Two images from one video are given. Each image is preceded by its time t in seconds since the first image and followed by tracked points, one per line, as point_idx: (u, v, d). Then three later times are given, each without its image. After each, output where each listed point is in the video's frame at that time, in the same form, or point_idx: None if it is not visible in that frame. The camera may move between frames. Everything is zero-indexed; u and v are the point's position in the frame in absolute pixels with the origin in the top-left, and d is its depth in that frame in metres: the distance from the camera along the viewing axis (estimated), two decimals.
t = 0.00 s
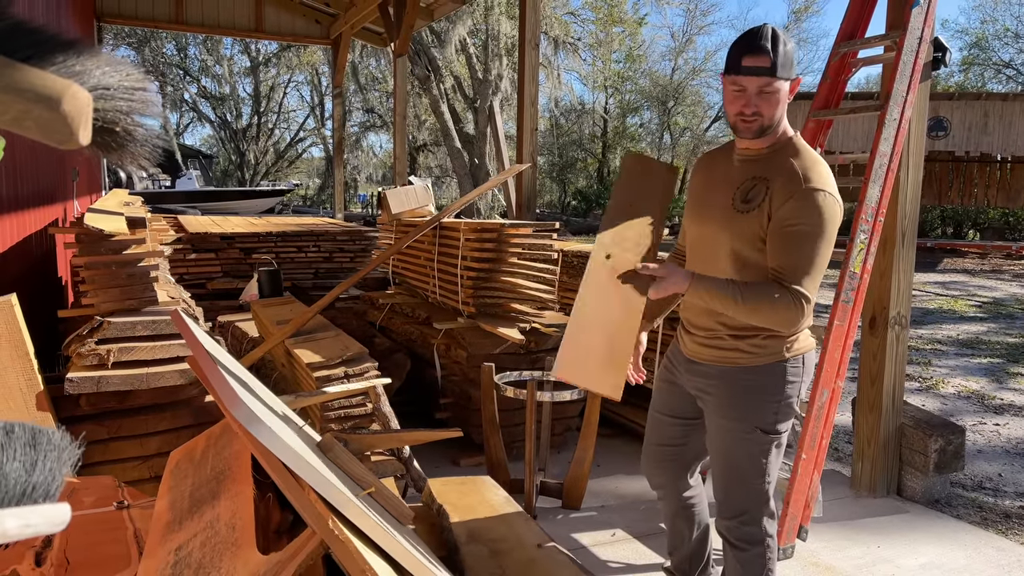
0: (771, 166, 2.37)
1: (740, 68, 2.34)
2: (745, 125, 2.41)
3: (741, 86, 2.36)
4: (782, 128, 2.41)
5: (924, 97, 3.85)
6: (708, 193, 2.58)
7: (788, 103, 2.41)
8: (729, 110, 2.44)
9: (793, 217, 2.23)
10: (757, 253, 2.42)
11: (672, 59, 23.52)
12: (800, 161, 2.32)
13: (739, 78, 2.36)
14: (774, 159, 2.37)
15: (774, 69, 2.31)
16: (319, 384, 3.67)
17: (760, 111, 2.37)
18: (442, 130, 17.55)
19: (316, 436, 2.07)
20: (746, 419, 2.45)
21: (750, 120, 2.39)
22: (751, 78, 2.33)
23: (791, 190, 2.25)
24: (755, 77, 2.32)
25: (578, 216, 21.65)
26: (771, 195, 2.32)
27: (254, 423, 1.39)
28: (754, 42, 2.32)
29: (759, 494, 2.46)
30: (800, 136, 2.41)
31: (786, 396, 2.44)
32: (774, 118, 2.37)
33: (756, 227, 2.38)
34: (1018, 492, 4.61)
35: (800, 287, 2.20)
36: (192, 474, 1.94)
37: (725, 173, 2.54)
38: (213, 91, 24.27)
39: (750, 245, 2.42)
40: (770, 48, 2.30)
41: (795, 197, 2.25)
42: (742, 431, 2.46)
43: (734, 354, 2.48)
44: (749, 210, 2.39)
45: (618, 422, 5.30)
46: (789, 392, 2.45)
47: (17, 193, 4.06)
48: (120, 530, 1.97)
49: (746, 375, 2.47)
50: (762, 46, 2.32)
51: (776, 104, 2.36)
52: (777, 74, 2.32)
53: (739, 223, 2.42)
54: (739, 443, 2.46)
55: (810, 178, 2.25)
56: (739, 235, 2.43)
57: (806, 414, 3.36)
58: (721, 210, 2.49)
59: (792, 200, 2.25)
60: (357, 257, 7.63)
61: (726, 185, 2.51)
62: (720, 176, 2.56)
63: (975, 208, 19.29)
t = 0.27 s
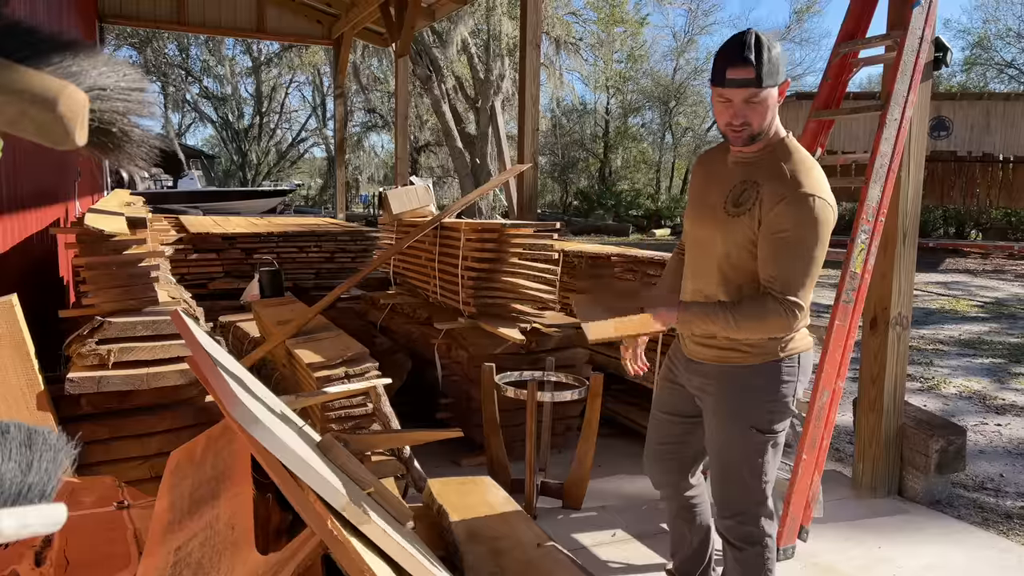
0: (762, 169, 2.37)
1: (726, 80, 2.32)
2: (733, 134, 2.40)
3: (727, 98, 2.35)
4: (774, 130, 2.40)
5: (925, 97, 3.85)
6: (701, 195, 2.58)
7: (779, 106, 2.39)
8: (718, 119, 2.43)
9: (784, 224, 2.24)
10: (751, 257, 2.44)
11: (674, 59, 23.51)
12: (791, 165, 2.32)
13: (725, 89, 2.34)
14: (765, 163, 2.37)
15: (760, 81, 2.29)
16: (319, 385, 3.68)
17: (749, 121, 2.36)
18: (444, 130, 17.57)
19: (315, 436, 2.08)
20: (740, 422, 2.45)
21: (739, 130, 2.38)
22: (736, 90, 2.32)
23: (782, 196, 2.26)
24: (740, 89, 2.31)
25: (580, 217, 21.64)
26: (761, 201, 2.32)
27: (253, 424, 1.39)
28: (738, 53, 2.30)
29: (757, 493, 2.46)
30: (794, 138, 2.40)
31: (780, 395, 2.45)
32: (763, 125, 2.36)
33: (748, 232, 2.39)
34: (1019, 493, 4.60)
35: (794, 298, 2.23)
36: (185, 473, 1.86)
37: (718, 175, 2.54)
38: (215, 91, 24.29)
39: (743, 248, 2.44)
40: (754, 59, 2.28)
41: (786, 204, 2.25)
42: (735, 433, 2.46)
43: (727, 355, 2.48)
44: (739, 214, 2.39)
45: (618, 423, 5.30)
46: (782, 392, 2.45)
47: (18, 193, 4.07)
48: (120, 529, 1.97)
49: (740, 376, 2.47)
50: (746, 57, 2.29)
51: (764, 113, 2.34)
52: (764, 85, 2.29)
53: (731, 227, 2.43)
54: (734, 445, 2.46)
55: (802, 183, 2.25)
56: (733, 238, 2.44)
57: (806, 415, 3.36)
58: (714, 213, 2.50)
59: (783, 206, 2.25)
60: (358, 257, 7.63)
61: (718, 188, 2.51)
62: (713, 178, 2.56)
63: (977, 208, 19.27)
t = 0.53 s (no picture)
0: (756, 173, 2.38)
1: (718, 87, 2.30)
2: (727, 138, 2.40)
3: (720, 106, 2.34)
4: (767, 134, 2.41)
5: (925, 97, 3.84)
6: (698, 201, 2.60)
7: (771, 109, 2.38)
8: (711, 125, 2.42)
9: (782, 226, 2.24)
10: (752, 260, 2.44)
11: (675, 59, 23.53)
12: (785, 167, 2.32)
13: (719, 98, 2.33)
14: (759, 166, 2.38)
15: (752, 88, 2.27)
16: (320, 385, 3.68)
17: (742, 126, 2.35)
18: (445, 131, 17.57)
19: (316, 436, 2.08)
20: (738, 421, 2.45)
21: (733, 135, 2.38)
22: (729, 98, 2.30)
23: (777, 198, 2.26)
24: (733, 97, 2.29)
25: (581, 217, 21.64)
26: (757, 205, 2.34)
27: (252, 426, 1.40)
28: (729, 61, 2.27)
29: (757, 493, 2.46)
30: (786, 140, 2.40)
31: (777, 395, 2.44)
32: (756, 130, 2.36)
33: (747, 235, 2.40)
34: (1020, 494, 4.59)
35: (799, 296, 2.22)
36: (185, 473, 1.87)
37: (714, 180, 2.56)
38: (217, 91, 24.33)
39: (743, 252, 2.45)
40: (746, 67, 2.25)
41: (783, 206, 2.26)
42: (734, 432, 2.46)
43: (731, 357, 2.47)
44: (737, 218, 2.41)
45: (619, 424, 5.30)
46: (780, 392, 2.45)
47: (20, 193, 4.09)
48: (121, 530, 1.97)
49: (739, 377, 2.47)
50: (737, 64, 2.27)
51: (756, 117, 2.33)
52: (756, 93, 2.28)
53: (730, 231, 2.44)
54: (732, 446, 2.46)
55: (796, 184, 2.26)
56: (731, 242, 2.45)
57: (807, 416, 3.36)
58: (711, 218, 2.51)
59: (778, 209, 2.25)
60: (360, 257, 7.63)
61: (714, 193, 2.52)
62: (709, 183, 2.57)
63: (979, 209, 19.27)
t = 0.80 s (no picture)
0: (747, 167, 2.37)
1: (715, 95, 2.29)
2: (718, 138, 2.40)
3: (717, 113, 2.33)
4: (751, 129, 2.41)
5: (926, 97, 3.84)
6: (684, 199, 2.56)
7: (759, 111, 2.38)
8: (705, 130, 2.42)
9: (783, 219, 2.27)
10: (748, 253, 2.45)
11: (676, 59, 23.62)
12: (776, 159, 2.34)
13: (715, 105, 2.32)
14: (748, 160, 2.38)
15: (747, 96, 2.28)
16: (321, 385, 3.68)
17: (737, 132, 2.36)
18: (446, 131, 17.58)
19: (316, 436, 2.09)
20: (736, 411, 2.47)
21: (726, 139, 2.38)
22: (726, 105, 2.30)
23: (777, 190, 2.27)
24: (729, 104, 2.29)
25: (582, 217, 21.65)
26: (757, 198, 2.33)
27: (252, 426, 1.40)
28: (726, 69, 2.26)
29: (748, 489, 2.47)
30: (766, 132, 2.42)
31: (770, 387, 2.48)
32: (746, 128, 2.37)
33: (746, 229, 2.40)
34: (1021, 494, 4.59)
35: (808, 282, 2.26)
36: (187, 472, 1.91)
37: (699, 177, 2.53)
38: (218, 91, 24.34)
39: (739, 246, 2.44)
40: (741, 74, 2.25)
41: (783, 197, 2.27)
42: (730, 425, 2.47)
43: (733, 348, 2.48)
44: (734, 213, 2.39)
45: (619, 424, 5.30)
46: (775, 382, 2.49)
47: (21, 193, 4.09)
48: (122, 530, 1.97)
49: (736, 371, 2.49)
50: (733, 72, 2.26)
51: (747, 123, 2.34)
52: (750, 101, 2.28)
53: (727, 227, 2.43)
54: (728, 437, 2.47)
55: (793, 174, 2.28)
56: (726, 236, 2.45)
57: (807, 416, 3.37)
58: (704, 215, 2.48)
59: (781, 200, 2.26)
60: (361, 257, 7.63)
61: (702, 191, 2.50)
62: (693, 181, 2.54)
63: (980, 208, 19.26)
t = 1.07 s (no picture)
0: (734, 168, 2.48)
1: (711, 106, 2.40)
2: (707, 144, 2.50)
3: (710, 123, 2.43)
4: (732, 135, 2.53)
5: (926, 97, 3.84)
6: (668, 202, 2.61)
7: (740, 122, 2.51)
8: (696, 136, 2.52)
9: (777, 214, 2.39)
10: (734, 251, 2.55)
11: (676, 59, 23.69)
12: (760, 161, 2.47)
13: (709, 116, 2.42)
14: (735, 162, 2.49)
15: (737, 109, 2.42)
16: (320, 386, 3.68)
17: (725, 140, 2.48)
18: (446, 131, 17.58)
19: (315, 436, 2.09)
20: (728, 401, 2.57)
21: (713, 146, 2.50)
22: (718, 116, 2.41)
23: (771, 187, 2.40)
24: (721, 116, 2.41)
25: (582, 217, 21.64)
26: (750, 196, 2.44)
27: (252, 427, 1.40)
28: (721, 83, 2.38)
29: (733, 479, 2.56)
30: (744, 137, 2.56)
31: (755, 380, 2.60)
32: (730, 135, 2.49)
33: (737, 227, 2.49)
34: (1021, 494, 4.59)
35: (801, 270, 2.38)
36: (187, 474, 1.93)
37: (681, 180, 2.59)
38: (218, 91, 24.33)
39: (726, 244, 2.53)
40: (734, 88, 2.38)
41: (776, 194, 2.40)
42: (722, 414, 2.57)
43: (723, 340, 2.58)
44: (727, 212, 2.48)
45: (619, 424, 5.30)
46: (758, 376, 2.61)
47: (21, 193, 4.09)
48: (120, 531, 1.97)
49: (721, 363, 2.58)
50: (727, 86, 2.39)
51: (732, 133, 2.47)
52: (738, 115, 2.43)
53: (718, 225, 2.51)
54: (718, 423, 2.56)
55: (781, 173, 2.42)
56: (715, 235, 2.53)
57: (806, 417, 3.37)
58: (693, 216, 2.54)
59: (775, 196, 2.39)
60: (360, 257, 7.63)
61: (689, 192, 2.56)
62: (675, 184, 2.60)
63: (980, 209, 19.27)
